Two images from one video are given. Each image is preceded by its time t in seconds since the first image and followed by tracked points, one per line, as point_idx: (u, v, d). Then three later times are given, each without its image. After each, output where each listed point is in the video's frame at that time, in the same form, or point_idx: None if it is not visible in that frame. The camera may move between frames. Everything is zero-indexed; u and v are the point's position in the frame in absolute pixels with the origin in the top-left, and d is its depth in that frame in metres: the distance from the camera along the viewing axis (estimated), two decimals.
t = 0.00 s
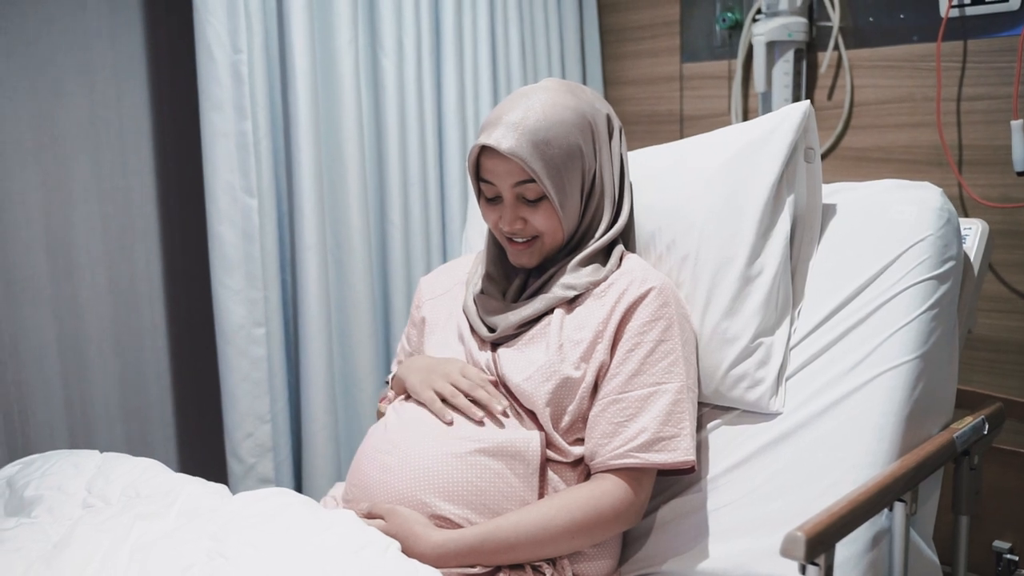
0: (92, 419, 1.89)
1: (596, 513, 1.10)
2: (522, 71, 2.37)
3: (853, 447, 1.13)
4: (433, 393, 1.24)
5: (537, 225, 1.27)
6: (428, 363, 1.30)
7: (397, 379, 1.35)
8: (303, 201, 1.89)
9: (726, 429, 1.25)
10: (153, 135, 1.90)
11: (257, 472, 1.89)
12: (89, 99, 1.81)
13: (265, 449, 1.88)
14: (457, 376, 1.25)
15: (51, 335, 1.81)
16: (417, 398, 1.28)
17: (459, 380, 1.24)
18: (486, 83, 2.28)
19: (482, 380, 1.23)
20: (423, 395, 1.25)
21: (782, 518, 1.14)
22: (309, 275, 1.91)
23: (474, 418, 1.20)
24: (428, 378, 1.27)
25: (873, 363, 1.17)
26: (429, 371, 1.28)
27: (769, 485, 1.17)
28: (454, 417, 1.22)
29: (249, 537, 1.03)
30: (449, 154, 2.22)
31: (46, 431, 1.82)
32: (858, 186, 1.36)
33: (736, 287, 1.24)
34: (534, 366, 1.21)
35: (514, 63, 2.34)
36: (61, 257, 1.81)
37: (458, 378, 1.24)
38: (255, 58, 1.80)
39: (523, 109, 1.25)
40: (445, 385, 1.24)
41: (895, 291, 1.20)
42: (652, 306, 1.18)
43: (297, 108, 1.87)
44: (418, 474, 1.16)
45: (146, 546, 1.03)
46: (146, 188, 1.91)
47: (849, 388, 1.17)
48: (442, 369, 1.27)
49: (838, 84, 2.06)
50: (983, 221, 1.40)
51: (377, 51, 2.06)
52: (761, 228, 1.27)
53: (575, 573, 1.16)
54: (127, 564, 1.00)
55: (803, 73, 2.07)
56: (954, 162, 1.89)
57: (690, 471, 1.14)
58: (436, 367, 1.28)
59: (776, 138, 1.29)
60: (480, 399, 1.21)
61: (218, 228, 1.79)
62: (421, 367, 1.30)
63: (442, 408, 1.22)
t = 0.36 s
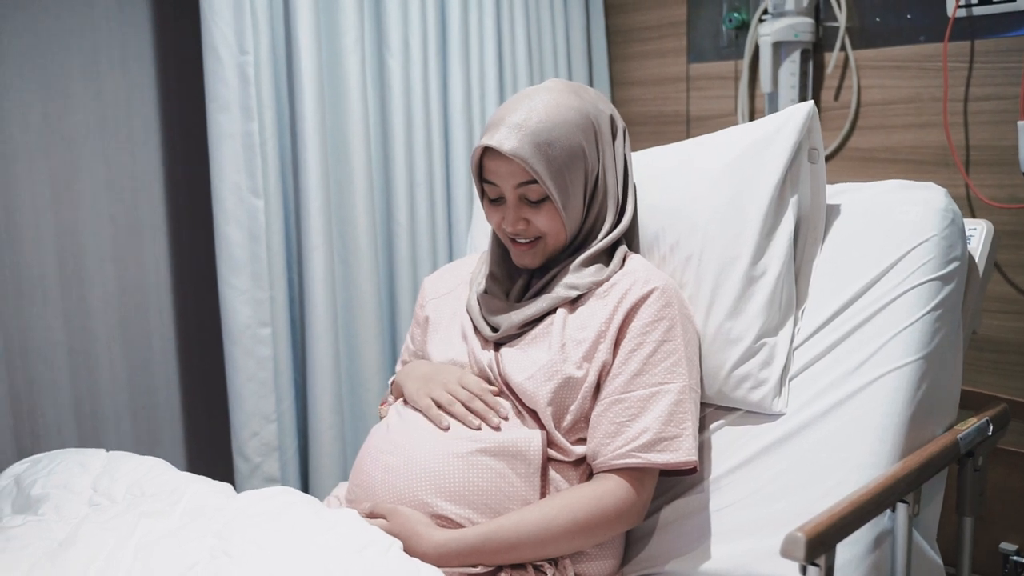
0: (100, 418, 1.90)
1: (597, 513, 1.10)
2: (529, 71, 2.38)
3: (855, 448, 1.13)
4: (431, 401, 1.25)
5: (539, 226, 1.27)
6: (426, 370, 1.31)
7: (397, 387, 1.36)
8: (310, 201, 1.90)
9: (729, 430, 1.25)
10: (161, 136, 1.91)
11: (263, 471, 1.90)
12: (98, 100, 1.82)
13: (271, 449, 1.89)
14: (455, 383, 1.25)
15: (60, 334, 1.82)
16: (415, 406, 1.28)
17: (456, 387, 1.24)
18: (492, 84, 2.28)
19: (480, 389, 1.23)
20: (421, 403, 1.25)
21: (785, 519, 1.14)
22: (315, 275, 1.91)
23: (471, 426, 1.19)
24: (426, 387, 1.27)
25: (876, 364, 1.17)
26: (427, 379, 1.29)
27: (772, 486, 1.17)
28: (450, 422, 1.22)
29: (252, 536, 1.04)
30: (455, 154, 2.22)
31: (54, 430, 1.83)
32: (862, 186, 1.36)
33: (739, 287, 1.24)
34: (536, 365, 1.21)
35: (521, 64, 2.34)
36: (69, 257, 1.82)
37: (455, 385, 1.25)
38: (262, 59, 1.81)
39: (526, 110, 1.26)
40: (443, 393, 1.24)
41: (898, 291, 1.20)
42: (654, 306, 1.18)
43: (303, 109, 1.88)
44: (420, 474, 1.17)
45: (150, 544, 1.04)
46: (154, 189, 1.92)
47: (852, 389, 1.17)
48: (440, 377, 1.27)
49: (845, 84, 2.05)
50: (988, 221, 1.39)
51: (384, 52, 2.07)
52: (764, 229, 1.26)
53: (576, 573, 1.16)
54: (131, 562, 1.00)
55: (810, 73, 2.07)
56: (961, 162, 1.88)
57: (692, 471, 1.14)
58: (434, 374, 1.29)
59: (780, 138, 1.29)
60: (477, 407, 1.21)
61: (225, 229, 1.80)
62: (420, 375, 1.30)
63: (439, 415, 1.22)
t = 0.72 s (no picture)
0: (108, 416, 1.91)
1: (598, 514, 1.11)
2: (536, 72, 2.38)
3: (857, 450, 1.13)
4: (417, 411, 1.25)
5: (542, 227, 1.27)
6: (413, 379, 1.32)
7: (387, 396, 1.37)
8: (316, 202, 1.90)
9: (731, 432, 1.25)
10: (169, 137, 1.92)
11: (267, 470, 1.90)
12: (106, 100, 1.83)
13: (275, 448, 1.90)
14: (440, 392, 1.26)
15: (68, 333, 1.83)
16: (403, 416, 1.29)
17: (442, 396, 1.25)
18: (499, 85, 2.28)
19: (467, 399, 1.24)
20: (408, 413, 1.26)
21: (787, 520, 1.14)
22: (321, 275, 1.92)
23: (456, 435, 1.19)
24: (413, 397, 1.28)
25: (879, 365, 1.17)
26: (414, 389, 1.30)
27: (774, 488, 1.17)
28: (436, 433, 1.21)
29: (254, 535, 1.04)
30: (461, 155, 2.22)
31: (62, 427, 1.84)
32: (866, 188, 1.36)
33: (742, 289, 1.24)
34: (538, 365, 1.21)
35: (527, 65, 2.35)
36: (77, 256, 1.83)
37: (440, 394, 1.25)
38: (268, 60, 1.82)
39: (530, 111, 1.26)
40: (430, 403, 1.25)
41: (901, 293, 1.20)
42: (656, 307, 1.18)
43: (309, 110, 1.89)
44: (421, 474, 1.17)
45: (153, 542, 1.04)
46: (162, 189, 1.93)
47: (854, 391, 1.17)
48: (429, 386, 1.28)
49: (852, 86, 2.05)
50: (993, 223, 1.39)
51: (391, 53, 2.07)
52: (768, 230, 1.26)
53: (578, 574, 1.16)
54: (134, 559, 1.01)
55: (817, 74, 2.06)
56: (967, 164, 1.88)
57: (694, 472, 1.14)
58: (421, 383, 1.30)
59: (783, 140, 1.29)
60: (463, 416, 1.21)
61: (231, 229, 1.81)
62: (409, 385, 1.31)
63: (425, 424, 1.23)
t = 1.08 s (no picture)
0: (113, 415, 1.92)
1: (597, 514, 1.11)
2: (540, 73, 2.38)
3: (855, 451, 1.13)
4: (397, 425, 1.24)
5: (543, 228, 1.28)
6: (392, 391, 1.31)
7: (370, 408, 1.37)
8: (319, 202, 1.91)
9: (731, 432, 1.25)
10: (175, 137, 1.94)
11: (270, 469, 1.91)
12: (112, 101, 1.85)
13: (278, 446, 1.91)
14: (418, 403, 1.25)
15: (74, 331, 1.85)
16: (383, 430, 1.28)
17: (420, 407, 1.24)
18: (503, 86, 2.28)
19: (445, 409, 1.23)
20: (387, 427, 1.26)
21: (785, 521, 1.14)
22: (324, 274, 1.93)
23: (434, 448, 1.19)
24: (392, 411, 1.27)
25: (879, 366, 1.17)
26: (394, 401, 1.29)
27: (773, 488, 1.17)
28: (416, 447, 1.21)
29: (253, 534, 1.05)
30: (465, 155, 2.23)
31: (68, 426, 1.86)
32: (867, 188, 1.35)
33: (742, 290, 1.24)
34: (538, 365, 1.22)
35: (532, 65, 2.35)
36: (83, 255, 1.84)
37: (417, 406, 1.25)
38: (273, 61, 1.83)
39: (531, 112, 1.26)
40: (409, 415, 1.24)
41: (901, 295, 1.20)
42: (656, 307, 1.18)
43: (313, 111, 1.90)
44: (421, 474, 1.18)
45: (154, 541, 1.05)
46: (168, 189, 1.94)
47: (854, 391, 1.17)
48: (407, 397, 1.28)
49: (856, 87, 2.05)
50: (995, 224, 1.39)
51: (395, 53, 2.08)
52: (768, 231, 1.26)
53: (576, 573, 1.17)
54: (134, 556, 1.02)
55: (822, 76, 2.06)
56: (971, 165, 1.87)
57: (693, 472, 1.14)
58: (400, 395, 1.29)
59: (784, 141, 1.29)
60: (441, 428, 1.20)
61: (236, 229, 1.82)
62: (388, 398, 1.31)
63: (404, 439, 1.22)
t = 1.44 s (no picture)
0: (116, 413, 1.93)
1: (594, 513, 1.11)
2: (543, 73, 2.38)
3: (853, 452, 1.13)
4: (380, 440, 1.25)
5: (542, 228, 1.28)
6: (375, 402, 1.31)
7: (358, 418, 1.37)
8: (321, 201, 1.92)
9: (730, 432, 1.25)
10: (178, 137, 1.94)
11: (272, 468, 1.92)
12: (116, 101, 1.85)
13: (280, 445, 1.92)
14: (398, 415, 1.25)
15: (77, 330, 1.85)
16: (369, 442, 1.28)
17: (400, 419, 1.24)
18: (506, 86, 2.29)
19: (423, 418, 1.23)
20: (372, 442, 1.26)
21: (782, 521, 1.14)
22: (326, 273, 1.93)
23: (416, 462, 1.19)
24: (375, 424, 1.28)
25: (878, 366, 1.17)
26: (377, 414, 1.29)
27: (770, 488, 1.17)
28: (399, 462, 1.21)
29: (252, 531, 1.05)
30: (468, 154, 2.23)
31: (71, 424, 1.86)
32: (867, 188, 1.35)
33: (741, 289, 1.24)
34: (536, 365, 1.22)
35: (535, 65, 2.35)
36: (87, 255, 1.85)
37: (398, 418, 1.25)
38: (275, 61, 1.84)
39: (530, 112, 1.27)
40: (389, 429, 1.24)
41: (900, 295, 1.20)
42: (654, 307, 1.19)
43: (316, 110, 1.90)
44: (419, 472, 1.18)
45: (154, 538, 1.05)
46: (172, 189, 1.95)
47: (853, 391, 1.17)
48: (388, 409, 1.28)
49: (859, 87, 2.04)
50: (995, 224, 1.38)
51: (398, 53, 2.08)
52: (767, 231, 1.26)
53: (574, 573, 1.17)
54: (134, 553, 1.02)
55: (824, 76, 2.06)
56: (973, 166, 1.87)
57: (690, 472, 1.14)
58: (382, 406, 1.29)
59: (783, 141, 1.29)
60: (421, 440, 1.20)
61: (238, 228, 1.83)
62: (370, 411, 1.31)
63: (387, 454, 1.22)
